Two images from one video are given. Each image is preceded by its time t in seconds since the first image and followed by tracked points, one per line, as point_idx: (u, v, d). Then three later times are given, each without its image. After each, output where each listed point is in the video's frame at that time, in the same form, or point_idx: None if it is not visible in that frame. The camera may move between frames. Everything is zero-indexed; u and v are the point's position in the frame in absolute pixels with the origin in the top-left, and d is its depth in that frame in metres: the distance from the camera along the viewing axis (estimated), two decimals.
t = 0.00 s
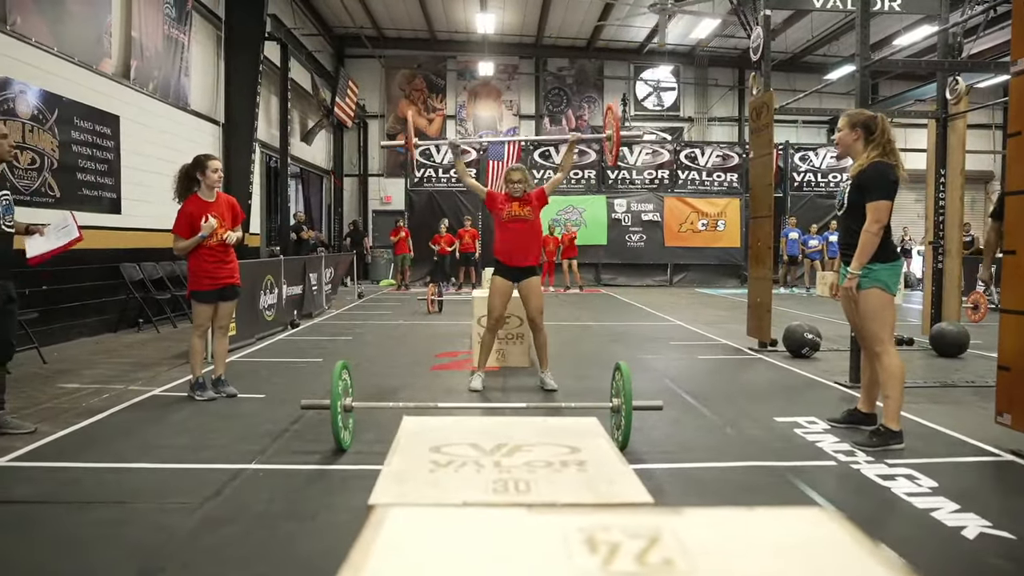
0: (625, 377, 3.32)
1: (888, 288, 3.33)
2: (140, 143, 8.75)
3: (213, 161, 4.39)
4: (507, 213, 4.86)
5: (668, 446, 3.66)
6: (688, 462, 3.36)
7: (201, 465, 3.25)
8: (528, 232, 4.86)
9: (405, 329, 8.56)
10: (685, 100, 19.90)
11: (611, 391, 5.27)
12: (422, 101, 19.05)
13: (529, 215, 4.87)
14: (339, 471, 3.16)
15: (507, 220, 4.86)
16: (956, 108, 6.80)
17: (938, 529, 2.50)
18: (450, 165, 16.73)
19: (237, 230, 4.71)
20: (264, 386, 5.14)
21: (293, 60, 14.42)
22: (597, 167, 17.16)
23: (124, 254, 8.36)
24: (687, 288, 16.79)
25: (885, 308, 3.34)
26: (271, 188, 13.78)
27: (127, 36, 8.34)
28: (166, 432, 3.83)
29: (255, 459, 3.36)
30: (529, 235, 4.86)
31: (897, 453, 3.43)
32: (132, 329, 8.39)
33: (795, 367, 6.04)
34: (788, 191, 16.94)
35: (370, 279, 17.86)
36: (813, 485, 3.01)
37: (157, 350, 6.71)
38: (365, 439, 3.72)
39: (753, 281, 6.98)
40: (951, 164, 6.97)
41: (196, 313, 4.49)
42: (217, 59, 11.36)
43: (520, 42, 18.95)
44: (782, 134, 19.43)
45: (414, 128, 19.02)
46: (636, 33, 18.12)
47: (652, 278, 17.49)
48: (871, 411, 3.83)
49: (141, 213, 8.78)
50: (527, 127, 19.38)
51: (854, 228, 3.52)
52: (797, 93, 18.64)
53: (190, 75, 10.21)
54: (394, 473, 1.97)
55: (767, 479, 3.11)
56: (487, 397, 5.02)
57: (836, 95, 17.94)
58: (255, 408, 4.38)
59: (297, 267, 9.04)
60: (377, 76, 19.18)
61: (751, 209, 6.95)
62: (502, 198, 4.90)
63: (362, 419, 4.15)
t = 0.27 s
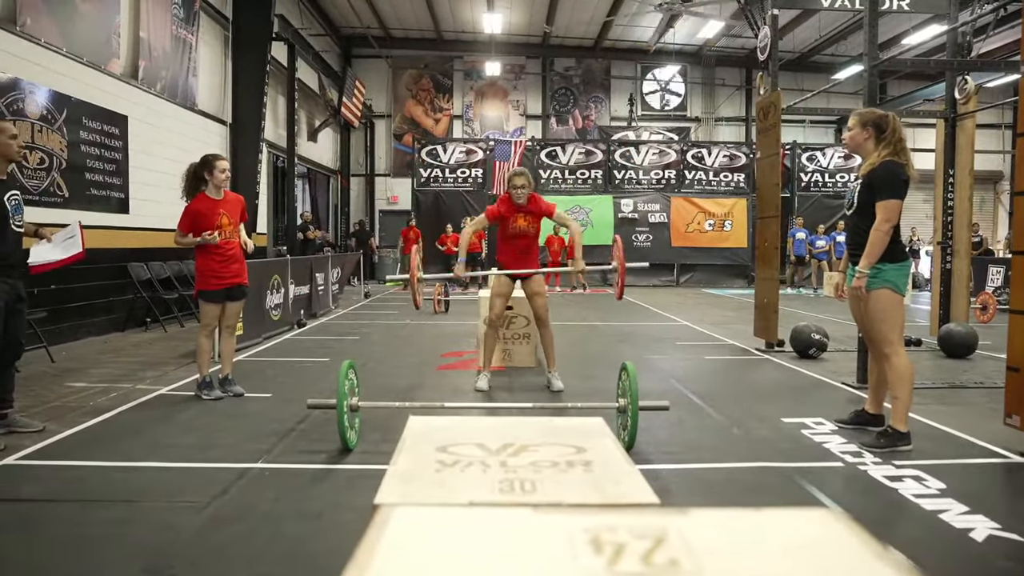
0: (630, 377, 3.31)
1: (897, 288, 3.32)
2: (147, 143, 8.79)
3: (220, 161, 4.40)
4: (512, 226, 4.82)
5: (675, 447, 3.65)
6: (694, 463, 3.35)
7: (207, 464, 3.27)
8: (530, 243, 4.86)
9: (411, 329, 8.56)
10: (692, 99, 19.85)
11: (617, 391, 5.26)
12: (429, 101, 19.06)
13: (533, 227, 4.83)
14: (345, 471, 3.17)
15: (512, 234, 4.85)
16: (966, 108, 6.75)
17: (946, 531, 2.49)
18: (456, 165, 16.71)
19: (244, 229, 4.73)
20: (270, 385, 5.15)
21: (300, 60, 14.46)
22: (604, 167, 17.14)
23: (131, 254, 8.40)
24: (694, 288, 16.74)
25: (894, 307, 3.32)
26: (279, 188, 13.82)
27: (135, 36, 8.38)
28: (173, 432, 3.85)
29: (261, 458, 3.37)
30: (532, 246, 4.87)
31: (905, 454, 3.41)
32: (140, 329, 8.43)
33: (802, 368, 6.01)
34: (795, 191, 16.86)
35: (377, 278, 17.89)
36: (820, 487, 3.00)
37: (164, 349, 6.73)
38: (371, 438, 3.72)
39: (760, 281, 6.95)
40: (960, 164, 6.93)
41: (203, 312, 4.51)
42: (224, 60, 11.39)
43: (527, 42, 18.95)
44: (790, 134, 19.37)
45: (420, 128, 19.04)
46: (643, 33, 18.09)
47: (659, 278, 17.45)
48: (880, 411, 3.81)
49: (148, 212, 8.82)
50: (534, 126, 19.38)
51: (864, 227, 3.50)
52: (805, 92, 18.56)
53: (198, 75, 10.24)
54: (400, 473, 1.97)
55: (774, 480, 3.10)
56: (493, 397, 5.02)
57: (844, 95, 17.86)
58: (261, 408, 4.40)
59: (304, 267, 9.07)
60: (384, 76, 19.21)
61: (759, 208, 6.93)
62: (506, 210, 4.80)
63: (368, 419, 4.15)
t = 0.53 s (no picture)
0: (633, 378, 3.31)
1: (902, 288, 3.31)
2: (151, 144, 8.81)
3: (224, 162, 4.42)
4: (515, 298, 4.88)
5: (677, 448, 3.64)
6: (696, 463, 3.34)
7: (209, 464, 3.27)
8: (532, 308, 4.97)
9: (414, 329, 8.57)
10: (695, 100, 19.83)
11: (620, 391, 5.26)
12: (432, 102, 19.09)
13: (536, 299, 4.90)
14: (347, 471, 3.17)
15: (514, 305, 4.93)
16: (970, 108, 6.74)
17: (949, 532, 2.48)
18: (459, 165, 16.70)
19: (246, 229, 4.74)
20: (273, 385, 5.16)
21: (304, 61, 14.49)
22: (607, 167, 17.12)
23: (135, 254, 8.42)
24: (697, 288, 16.72)
25: (898, 308, 3.32)
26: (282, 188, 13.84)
27: (139, 37, 8.41)
28: (176, 432, 3.86)
29: (263, 458, 3.37)
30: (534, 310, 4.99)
31: (908, 455, 3.40)
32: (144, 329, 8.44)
33: (806, 368, 6.00)
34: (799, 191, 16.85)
35: (380, 278, 17.90)
36: (823, 488, 2.99)
37: (167, 349, 6.75)
38: (373, 439, 3.72)
39: (763, 281, 6.94)
40: (964, 164, 6.91)
41: (207, 312, 4.52)
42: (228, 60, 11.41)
43: (530, 42, 18.96)
44: (793, 134, 19.33)
45: (424, 128, 19.06)
46: (646, 33, 18.07)
47: (662, 278, 17.43)
48: (882, 412, 3.80)
49: (152, 213, 8.84)
50: (537, 126, 19.38)
51: (869, 227, 3.49)
52: (808, 92, 18.53)
53: (202, 76, 10.26)
54: (401, 474, 1.97)
55: (776, 481, 3.09)
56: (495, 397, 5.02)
57: (848, 95, 17.82)
58: (264, 408, 4.40)
59: (307, 267, 9.08)
60: (387, 76, 19.22)
61: (762, 209, 6.91)
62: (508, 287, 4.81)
63: (370, 419, 4.16)
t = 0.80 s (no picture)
0: (635, 378, 3.30)
1: (904, 288, 3.30)
2: (153, 144, 8.83)
3: (224, 163, 4.42)
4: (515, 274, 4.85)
5: (678, 448, 3.64)
6: (697, 463, 3.34)
7: (210, 464, 3.27)
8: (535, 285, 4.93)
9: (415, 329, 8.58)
10: (697, 99, 19.82)
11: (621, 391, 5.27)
12: (434, 101, 19.09)
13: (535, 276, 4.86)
14: (348, 471, 3.17)
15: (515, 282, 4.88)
16: (972, 108, 6.73)
17: (951, 533, 2.48)
18: (461, 165, 16.70)
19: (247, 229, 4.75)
20: (275, 385, 5.17)
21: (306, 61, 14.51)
22: (609, 167, 17.11)
23: (137, 254, 8.42)
24: (699, 288, 16.71)
25: (900, 308, 3.31)
26: (284, 188, 13.85)
27: (141, 37, 8.42)
28: (177, 431, 3.86)
29: (264, 458, 3.37)
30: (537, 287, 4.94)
31: (910, 456, 3.40)
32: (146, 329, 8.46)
33: (807, 368, 5.99)
34: (801, 191, 16.83)
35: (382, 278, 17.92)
36: (824, 488, 2.99)
37: (169, 349, 6.75)
38: (375, 439, 3.72)
39: (765, 282, 6.92)
40: (966, 165, 6.90)
41: (207, 313, 4.53)
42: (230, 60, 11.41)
43: (532, 42, 18.96)
44: (795, 135, 19.33)
45: (426, 128, 19.06)
46: (648, 33, 18.06)
47: (664, 279, 17.42)
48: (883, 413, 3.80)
49: (154, 213, 8.85)
50: (539, 126, 19.38)
51: (872, 227, 3.48)
52: (810, 92, 18.50)
53: (204, 76, 10.27)
54: (402, 474, 1.98)
55: (777, 481, 3.09)
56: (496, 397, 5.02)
57: (850, 95, 17.80)
58: (265, 407, 4.41)
59: (309, 267, 9.09)
60: (388, 76, 19.21)
61: (764, 209, 6.90)
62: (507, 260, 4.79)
63: (372, 419, 4.16)
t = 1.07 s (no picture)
0: (636, 379, 3.30)
1: (904, 287, 3.30)
2: (154, 144, 8.84)
3: (222, 164, 4.42)
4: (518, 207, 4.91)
5: (679, 447, 3.64)
6: (699, 463, 3.34)
7: (211, 464, 3.28)
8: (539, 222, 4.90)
9: (417, 329, 8.58)
10: (699, 99, 19.80)
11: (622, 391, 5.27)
12: (436, 101, 19.09)
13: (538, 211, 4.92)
14: (349, 471, 3.18)
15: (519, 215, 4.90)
16: (973, 107, 6.72)
17: (952, 532, 2.48)
18: (462, 165, 16.73)
19: (247, 230, 4.75)
20: (276, 386, 5.17)
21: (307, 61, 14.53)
22: (610, 167, 17.10)
23: (138, 254, 8.42)
24: (700, 288, 16.70)
25: (900, 307, 3.31)
26: (285, 188, 13.86)
27: (142, 37, 8.43)
28: (179, 431, 3.87)
29: (266, 459, 3.38)
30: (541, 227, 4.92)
31: (911, 455, 3.40)
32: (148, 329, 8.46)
33: (808, 368, 5.98)
34: (802, 191, 16.81)
35: (383, 278, 17.94)
36: (825, 488, 2.98)
37: (171, 349, 6.76)
38: (376, 439, 3.73)
39: (767, 282, 6.91)
40: (967, 164, 6.90)
41: (207, 314, 4.54)
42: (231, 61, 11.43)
43: (533, 42, 18.96)
44: (797, 134, 19.32)
45: (427, 128, 19.07)
46: (649, 32, 18.06)
47: (665, 278, 17.41)
48: (885, 412, 3.79)
49: (155, 213, 8.86)
50: (540, 126, 19.38)
51: (872, 226, 3.48)
52: (811, 92, 18.49)
53: (205, 76, 10.27)
54: (403, 473, 1.98)
55: (778, 481, 3.09)
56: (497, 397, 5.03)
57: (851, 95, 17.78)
58: (266, 408, 4.41)
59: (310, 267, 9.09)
60: (389, 76, 19.22)
61: (765, 209, 6.89)
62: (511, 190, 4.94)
63: (373, 419, 4.16)
